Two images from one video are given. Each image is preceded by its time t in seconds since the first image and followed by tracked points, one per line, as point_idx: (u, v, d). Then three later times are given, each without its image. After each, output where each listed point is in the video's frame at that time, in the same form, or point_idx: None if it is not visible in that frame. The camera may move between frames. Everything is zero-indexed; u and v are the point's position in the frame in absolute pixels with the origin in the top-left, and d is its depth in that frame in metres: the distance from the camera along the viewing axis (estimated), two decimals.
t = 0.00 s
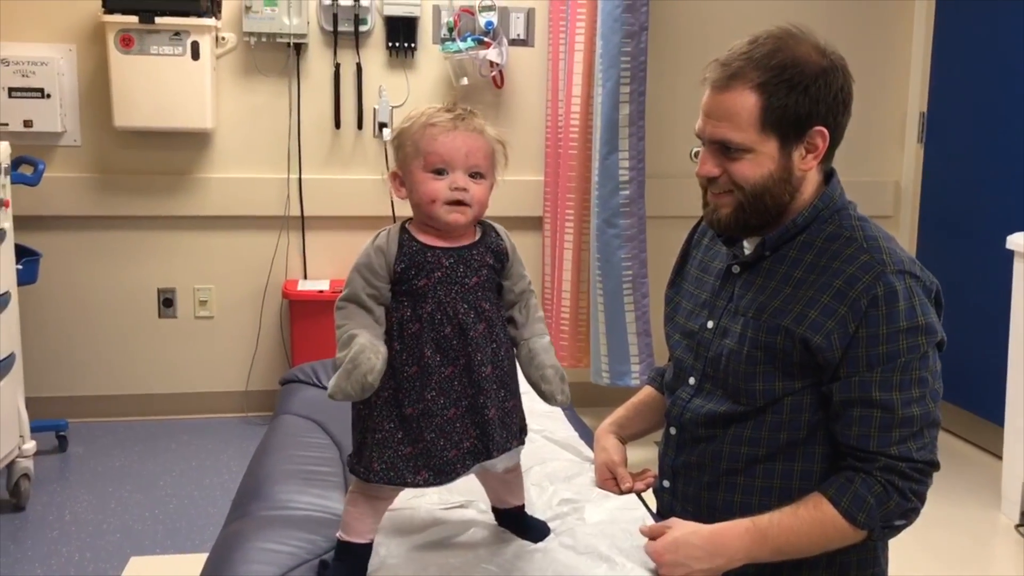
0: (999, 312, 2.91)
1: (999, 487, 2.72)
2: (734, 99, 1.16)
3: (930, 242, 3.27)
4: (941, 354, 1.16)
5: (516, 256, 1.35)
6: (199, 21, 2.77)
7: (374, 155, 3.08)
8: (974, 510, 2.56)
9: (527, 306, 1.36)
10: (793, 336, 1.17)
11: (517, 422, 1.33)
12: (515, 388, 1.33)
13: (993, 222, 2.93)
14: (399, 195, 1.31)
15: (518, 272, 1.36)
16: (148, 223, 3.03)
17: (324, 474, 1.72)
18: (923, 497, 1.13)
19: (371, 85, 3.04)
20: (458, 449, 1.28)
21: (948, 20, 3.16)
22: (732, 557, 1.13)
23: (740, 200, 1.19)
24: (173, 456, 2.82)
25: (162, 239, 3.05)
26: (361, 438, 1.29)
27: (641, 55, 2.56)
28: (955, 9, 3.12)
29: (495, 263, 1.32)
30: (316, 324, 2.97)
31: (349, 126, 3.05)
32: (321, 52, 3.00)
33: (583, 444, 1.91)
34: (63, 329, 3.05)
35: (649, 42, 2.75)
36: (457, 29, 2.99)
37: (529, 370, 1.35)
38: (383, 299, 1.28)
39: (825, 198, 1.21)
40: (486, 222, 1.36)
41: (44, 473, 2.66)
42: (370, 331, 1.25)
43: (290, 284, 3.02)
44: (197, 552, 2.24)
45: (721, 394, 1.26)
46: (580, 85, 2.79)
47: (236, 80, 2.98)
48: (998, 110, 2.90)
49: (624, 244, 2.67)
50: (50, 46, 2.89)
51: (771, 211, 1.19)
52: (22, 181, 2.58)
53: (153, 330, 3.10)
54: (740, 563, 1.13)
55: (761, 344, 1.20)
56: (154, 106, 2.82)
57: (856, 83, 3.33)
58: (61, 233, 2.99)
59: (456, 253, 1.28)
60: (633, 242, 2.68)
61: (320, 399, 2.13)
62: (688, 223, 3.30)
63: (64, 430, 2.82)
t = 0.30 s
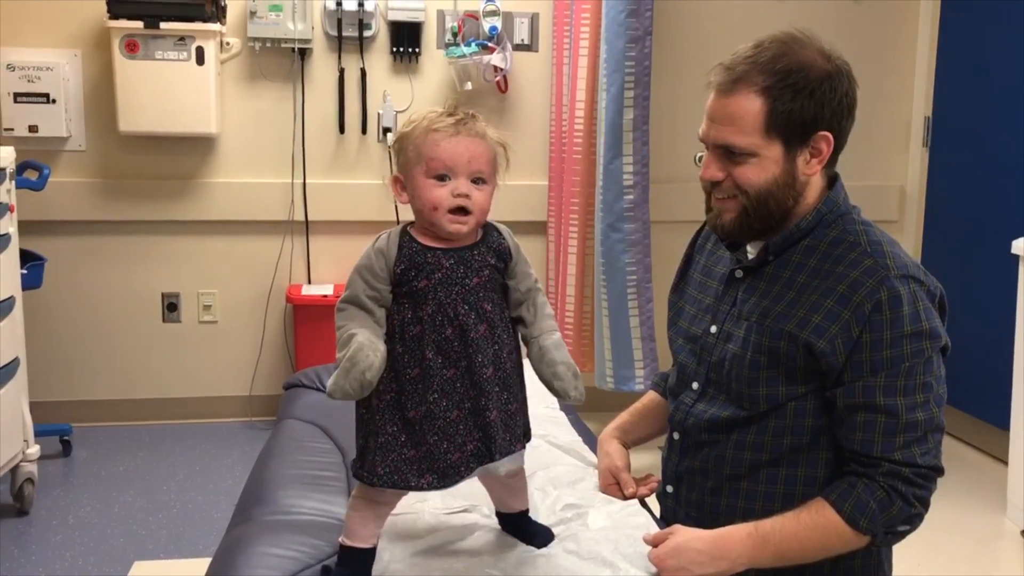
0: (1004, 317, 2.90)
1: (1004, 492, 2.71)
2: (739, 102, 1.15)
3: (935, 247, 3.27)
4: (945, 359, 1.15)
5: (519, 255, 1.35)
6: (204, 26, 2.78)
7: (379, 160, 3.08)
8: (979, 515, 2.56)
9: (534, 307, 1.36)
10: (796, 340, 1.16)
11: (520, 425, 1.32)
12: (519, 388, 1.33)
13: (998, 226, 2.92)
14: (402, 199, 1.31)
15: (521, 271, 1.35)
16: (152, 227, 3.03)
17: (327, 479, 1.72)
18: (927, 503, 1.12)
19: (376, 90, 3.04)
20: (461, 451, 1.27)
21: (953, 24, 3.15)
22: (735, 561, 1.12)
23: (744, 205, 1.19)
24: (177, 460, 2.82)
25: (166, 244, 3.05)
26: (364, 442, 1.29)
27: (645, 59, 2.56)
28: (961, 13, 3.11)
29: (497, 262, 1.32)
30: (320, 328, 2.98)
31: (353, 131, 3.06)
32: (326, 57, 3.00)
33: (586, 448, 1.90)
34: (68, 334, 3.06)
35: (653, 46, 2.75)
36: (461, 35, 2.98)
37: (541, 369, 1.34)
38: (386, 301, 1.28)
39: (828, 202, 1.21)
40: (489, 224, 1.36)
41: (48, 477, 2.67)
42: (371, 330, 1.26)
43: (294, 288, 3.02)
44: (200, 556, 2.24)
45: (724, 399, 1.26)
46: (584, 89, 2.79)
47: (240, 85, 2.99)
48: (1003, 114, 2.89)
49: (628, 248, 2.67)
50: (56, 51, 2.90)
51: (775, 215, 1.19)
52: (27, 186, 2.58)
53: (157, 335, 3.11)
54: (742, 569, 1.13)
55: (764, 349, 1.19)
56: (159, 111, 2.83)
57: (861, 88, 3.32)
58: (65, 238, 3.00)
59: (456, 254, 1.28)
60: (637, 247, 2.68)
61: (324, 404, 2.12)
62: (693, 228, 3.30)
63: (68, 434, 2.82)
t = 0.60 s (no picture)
0: (1008, 321, 2.90)
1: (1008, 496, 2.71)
2: (745, 107, 1.16)
3: (939, 251, 3.26)
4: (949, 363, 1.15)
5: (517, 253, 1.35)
6: (209, 30, 2.79)
7: (382, 163, 3.08)
8: (983, 520, 2.55)
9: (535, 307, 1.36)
10: (800, 345, 1.16)
11: (521, 428, 1.32)
12: (519, 388, 1.33)
13: (1002, 230, 2.92)
14: (399, 200, 1.31)
15: (519, 271, 1.35)
16: (156, 230, 3.04)
17: (331, 482, 1.72)
18: (931, 507, 1.12)
19: (380, 93, 3.05)
20: (461, 454, 1.28)
21: (957, 28, 3.15)
22: (739, 565, 1.12)
23: (749, 210, 1.19)
24: (180, 463, 2.82)
25: (170, 247, 3.06)
26: (363, 446, 1.30)
27: (649, 63, 2.56)
28: (964, 17, 3.11)
29: (495, 263, 1.32)
30: (323, 331, 2.98)
31: (357, 134, 3.06)
32: (329, 60, 3.01)
33: (590, 452, 1.90)
34: (72, 336, 3.06)
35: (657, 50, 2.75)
36: (465, 38, 3.03)
37: (544, 363, 1.33)
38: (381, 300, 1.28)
39: (831, 207, 1.21)
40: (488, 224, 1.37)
41: (52, 480, 2.67)
42: (365, 324, 1.26)
43: (297, 292, 3.03)
44: (204, 559, 2.24)
45: (729, 403, 1.26)
46: (587, 93, 2.80)
47: (244, 88, 2.99)
48: (1007, 118, 2.89)
49: (631, 252, 2.67)
50: (60, 54, 2.90)
51: (780, 221, 1.19)
52: (32, 189, 2.59)
53: (161, 337, 3.11)
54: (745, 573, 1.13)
55: (769, 354, 1.20)
56: (164, 114, 2.83)
57: (864, 92, 3.32)
58: (70, 241, 3.00)
59: (454, 255, 1.29)
60: (641, 251, 2.68)
61: (328, 407, 2.13)
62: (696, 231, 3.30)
63: (72, 437, 2.83)
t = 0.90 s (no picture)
0: (1011, 321, 2.89)
1: (1009, 497, 2.70)
2: (751, 105, 1.15)
3: (942, 252, 3.26)
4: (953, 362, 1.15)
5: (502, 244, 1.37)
6: (212, 28, 2.79)
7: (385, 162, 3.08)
8: (985, 520, 2.55)
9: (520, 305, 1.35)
10: (804, 343, 1.16)
11: (500, 432, 1.31)
12: (501, 390, 1.32)
13: (1005, 231, 2.92)
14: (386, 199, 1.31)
15: (509, 268, 1.36)
16: (159, 228, 3.04)
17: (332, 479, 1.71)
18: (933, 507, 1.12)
19: (383, 91, 3.04)
20: (435, 457, 1.27)
21: (961, 28, 3.15)
22: (741, 565, 1.12)
23: (754, 207, 1.19)
24: (182, 461, 2.82)
25: (173, 244, 3.06)
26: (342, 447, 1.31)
27: (652, 63, 2.56)
28: (969, 17, 3.11)
29: (477, 264, 1.32)
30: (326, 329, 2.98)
31: (360, 132, 3.06)
32: (333, 58, 3.01)
33: (593, 451, 1.90)
34: (74, 333, 3.06)
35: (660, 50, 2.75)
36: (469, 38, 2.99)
37: (548, 339, 1.30)
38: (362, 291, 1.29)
39: (835, 205, 1.20)
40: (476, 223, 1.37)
41: (55, 476, 2.68)
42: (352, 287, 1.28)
43: (300, 290, 3.03)
44: (205, 556, 2.24)
45: (732, 401, 1.26)
46: (591, 92, 2.79)
47: (248, 86, 2.99)
48: (1011, 119, 2.89)
49: (634, 251, 2.67)
50: (64, 51, 2.90)
51: (785, 218, 1.19)
52: (35, 186, 2.59)
53: (163, 335, 3.11)
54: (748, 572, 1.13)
55: (772, 353, 1.19)
56: (167, 111, 2.84)
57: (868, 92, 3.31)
58: (73, 238, 3.01)
59: (433, 256, 1.29)
60: (643, 250, 2.67)
61: (330, 405, 2.13)
62: (698, 231, 3.29)
63: (74, 433, 2.83)
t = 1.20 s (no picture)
0: (1015, 319, 2.89)
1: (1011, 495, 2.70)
2: (747, 93, 1.14)
3: (947, 249, 3.25)
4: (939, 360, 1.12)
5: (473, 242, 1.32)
6: (216, 18, 2.78)
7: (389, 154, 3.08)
8: (987, 518, 2.55)
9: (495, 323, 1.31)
10: (792, 331, 1.16)
11: (466, 437, 1.28)
12: (472, 393, 1.29)
13: (1010, 229, 2.91)
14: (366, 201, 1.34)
15: (486, 277, 1.31)
16: (162, 218, 3.03)
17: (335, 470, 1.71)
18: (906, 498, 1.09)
19: (387, 83, 3.03)
20: (393, 458, 1.27)
21: (967, 24, 3.14)
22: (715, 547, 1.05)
23: (749, 196, 1.18)
24: (183, 452, 2.81)
25: (175, 235, 3.05)
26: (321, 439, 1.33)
27: (658, 56, 2.55)
28: (976, 13, 3.09)
29: (447, 270, 1.29)
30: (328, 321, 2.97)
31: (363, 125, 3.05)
32: (337, 50, 3.00)
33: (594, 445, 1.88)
34: (76, 323, 3.06)
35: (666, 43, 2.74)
36: (473, 29, 2.99)
37: (501, 371, 1.31)
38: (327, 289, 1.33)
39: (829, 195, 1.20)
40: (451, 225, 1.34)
41: (56, 466, 2.67)
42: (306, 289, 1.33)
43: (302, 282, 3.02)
44: (205, 547, 2.24)
45: (727, 392, 1.25)
46: (596, 86, 2.79)
47: (252, 76, 2.98)
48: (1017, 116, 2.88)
49: (638, 245, 2.66)
50: (67, 41, 2.90)
51: (780, 207, 1.18)
52: (38, 175, 2.59)
53: (164, 326, 3.11)
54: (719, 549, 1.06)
55: (762, 341, 1.19)
56: (171, 102, 2.83)
57: (874, 87, 3.30)
58: (75, 228, 3.00)
59: (397, 260, 1.27)
60: (647, 244, 2.67)
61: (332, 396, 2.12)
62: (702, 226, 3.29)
63: (75, 423, 2.83)
